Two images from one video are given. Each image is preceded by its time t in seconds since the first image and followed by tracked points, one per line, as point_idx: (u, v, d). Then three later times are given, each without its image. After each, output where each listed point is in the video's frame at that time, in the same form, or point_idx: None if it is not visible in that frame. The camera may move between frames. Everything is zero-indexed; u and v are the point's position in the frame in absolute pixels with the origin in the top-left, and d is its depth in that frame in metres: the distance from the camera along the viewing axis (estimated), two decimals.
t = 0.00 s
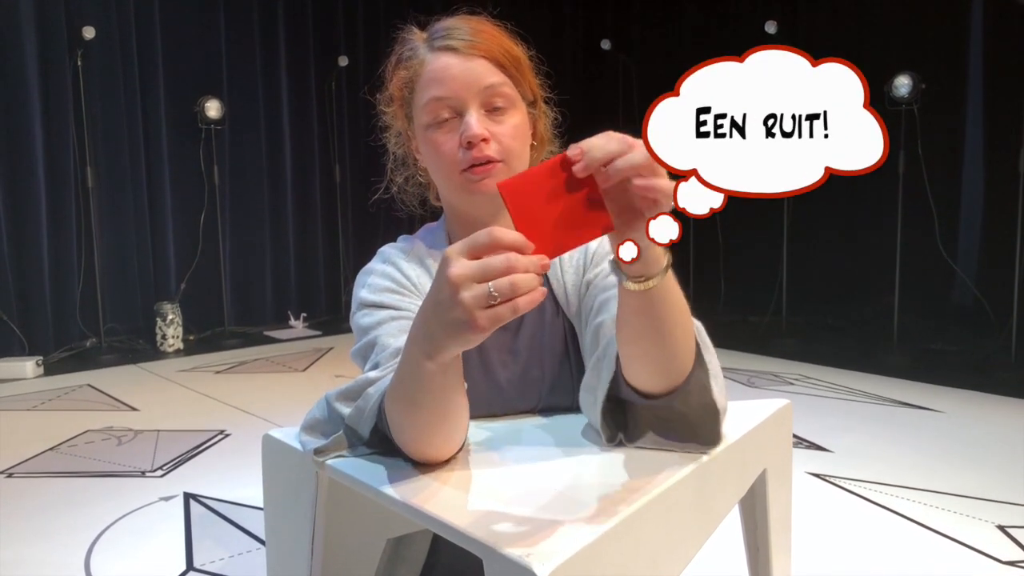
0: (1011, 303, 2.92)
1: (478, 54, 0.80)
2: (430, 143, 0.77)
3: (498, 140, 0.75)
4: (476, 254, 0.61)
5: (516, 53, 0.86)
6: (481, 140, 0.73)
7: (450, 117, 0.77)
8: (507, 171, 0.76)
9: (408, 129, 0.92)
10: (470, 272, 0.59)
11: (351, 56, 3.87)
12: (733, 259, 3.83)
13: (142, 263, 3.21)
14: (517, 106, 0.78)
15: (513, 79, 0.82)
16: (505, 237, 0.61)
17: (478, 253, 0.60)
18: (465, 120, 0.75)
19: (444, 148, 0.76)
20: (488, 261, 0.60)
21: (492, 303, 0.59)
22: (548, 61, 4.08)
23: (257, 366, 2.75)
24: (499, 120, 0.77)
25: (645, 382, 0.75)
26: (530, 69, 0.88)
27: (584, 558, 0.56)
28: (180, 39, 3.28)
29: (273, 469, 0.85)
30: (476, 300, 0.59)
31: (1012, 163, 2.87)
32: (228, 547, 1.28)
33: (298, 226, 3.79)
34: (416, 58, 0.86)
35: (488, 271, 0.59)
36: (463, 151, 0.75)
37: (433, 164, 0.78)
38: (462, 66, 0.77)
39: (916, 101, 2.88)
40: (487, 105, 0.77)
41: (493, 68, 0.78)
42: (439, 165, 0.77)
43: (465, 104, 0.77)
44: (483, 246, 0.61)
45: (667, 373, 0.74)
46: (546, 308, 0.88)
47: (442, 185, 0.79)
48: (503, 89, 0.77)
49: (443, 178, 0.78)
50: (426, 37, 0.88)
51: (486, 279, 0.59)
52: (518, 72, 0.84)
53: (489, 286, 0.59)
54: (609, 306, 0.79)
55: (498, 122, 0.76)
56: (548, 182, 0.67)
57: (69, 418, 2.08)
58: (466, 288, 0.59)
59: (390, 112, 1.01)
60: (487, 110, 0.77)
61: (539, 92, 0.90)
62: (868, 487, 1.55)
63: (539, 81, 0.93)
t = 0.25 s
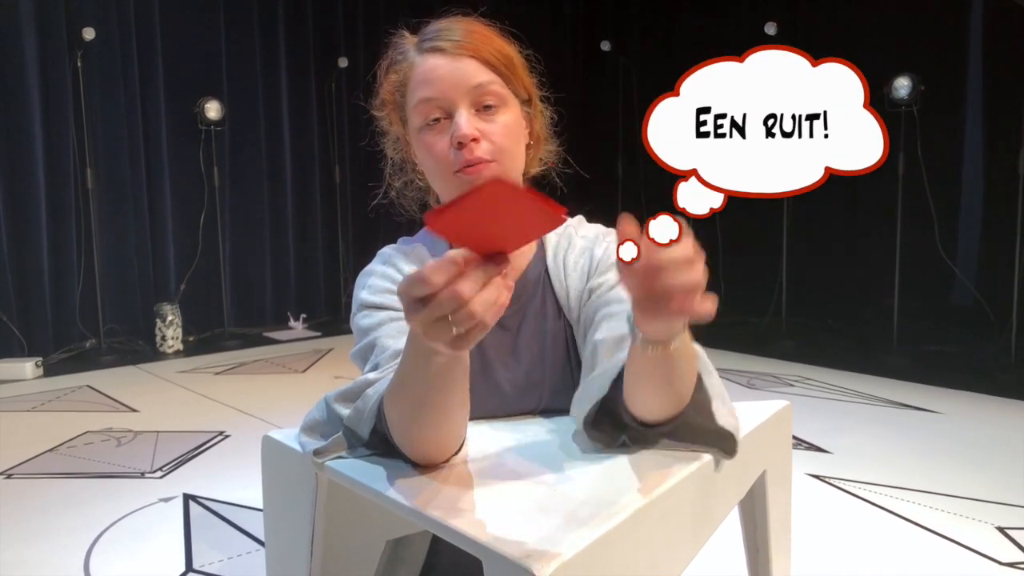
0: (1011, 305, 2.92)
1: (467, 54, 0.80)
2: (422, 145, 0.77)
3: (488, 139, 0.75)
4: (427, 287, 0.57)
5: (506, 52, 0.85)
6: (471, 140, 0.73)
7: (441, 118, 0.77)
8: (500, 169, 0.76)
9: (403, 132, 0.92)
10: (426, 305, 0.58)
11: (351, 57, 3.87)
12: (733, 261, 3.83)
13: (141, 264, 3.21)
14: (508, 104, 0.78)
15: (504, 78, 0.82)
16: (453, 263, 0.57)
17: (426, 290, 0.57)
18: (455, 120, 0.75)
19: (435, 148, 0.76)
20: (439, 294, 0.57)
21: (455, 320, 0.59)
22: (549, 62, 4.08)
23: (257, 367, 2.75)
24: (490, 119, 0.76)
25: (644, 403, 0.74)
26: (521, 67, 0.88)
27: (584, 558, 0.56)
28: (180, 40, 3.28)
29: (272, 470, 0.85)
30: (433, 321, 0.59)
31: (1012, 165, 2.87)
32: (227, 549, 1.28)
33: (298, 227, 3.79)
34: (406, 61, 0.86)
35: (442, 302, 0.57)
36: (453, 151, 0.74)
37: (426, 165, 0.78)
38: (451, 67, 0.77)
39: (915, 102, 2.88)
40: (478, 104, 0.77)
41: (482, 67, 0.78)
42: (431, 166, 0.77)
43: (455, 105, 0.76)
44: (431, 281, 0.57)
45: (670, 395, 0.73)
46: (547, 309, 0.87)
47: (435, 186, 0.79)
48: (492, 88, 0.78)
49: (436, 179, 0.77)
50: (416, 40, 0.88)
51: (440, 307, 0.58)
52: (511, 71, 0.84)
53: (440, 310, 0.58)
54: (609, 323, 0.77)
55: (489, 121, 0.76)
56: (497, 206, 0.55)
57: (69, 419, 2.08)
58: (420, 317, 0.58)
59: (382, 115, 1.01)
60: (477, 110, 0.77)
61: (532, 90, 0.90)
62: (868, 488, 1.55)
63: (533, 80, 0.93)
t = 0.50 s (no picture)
0: (1010, 306, 2.92)
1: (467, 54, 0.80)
2: (423, 147, 0.78)
3: (488, 140, 0.75)
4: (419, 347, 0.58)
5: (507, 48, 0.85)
6: (470, 141, 0.74)
7: (441, 119, 0.78)
8: (500, 170, 0.77)
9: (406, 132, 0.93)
10: (423, 363, 0.59)
11: (351, 58, 3.87)
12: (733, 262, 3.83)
13: (142, 264, 3.21)
14: (507, 102, 0.79)
15: (506, 73, 0.81)
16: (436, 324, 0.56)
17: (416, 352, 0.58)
18: (455, 121, 0.76)
19: (436, 150, 0.77)
20: (428, 350, 0.58)
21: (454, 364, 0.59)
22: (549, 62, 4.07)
23: (257, 368, 2.75)
24: (489, 119, 0.77)
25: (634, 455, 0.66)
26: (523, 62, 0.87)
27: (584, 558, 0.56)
28: (181, 41, 3.28)
29: (272, 470, 0.84)
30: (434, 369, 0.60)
31: (1011, 166, 2.87)
32: (228, 549, 1.28)
33: (298, 227, 3.79)
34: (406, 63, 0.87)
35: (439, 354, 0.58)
36: (454, 152, 0.75)
37: (427, 166, 0.79)
38: (449, 67, 0.77)
39: (915, 103, 2.88)
40: (477, 105, 0.77)
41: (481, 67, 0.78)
42: (431, 168, 0.78)
43: (454, 106, 0.77)
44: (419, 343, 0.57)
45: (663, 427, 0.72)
46: (550, 312, 0.88)
47: (437, 187, 0.80)
48: (492, 88, 0.78)
49: (437, 180, 0.79)
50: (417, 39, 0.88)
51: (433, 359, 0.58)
52: (513, 66, 0.83)
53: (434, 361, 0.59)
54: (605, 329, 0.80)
55: (488, 121, 0.77)
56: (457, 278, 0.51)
57: (69, 420, 2.08)
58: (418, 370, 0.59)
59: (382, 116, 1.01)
60: (477, 110, 0.77)
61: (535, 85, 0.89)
62: (867, 489, 1.55)
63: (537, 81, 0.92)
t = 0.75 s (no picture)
0: (1010, 306, 2.92)
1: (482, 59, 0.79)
2: (433, 152, 0.78)
3: (499, 151, 0.76)
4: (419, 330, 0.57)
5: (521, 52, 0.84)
6: (482, 153, 0.75)
7: (452, 126, 0.77)
8: (508, 180, 0.77)
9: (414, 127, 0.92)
10: (423, 348, 0.59)
11: (351, 58, 3.86)
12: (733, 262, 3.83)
13: (141, 264, 3.21)
14: (520, 112, 0.78)
15: (520, 80, 0.80)
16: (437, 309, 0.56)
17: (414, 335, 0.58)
18: (466, 131, 0.76)
19: (445, 157, 0.77)
20: (428, 334, 0.57)
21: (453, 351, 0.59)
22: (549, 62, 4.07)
23: (257, 368, 2.75)
24: (500, 129, 0.77)
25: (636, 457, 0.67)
26: (537, 67, 0.86)
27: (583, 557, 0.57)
28: (181, 41, 3.28)
29: (272, 470, 0.84)
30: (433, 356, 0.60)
31: (1011, 166, 2.88)
32: (228, 550, 1.28)
33: (298, 227, 3.79)
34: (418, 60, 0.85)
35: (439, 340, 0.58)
36: (464, 162, 0.75)
37: (436, 171, 0.79)
38: (463, 76, 0.76)
39: (915, 104, 2.88)
40: (489, 114, 0.77)
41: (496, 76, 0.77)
42: (441, 174, 0.78)
43: (466, 114, 0.76)
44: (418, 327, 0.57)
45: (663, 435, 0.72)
46: (551, 314, 0.87)
47: (444, 191, 0.80)
48: (506, 98, 0.77)
49: (446, 186, 0.79)
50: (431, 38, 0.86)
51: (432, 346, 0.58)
52: (527, 72, 0.82)
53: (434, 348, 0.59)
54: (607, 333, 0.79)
55: (500, 131, 0.77)
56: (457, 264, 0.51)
57: (68, 420, 2.08)
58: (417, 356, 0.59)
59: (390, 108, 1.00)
60: (489, 119, 0.77)
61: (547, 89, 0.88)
62: (867, 489, 1.55)
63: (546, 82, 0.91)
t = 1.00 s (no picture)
0: (1010, 306, 2.92)
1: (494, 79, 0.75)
2: (438, 171, 0.76)
3: (504, 180, 0.74)
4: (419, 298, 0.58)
5: (531, 68, 0.81)
6: (487, 182, 0.73)
7: (458, 147, 0.75)
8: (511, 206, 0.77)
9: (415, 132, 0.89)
10: (422, 316, 0.59)
11: (351, 59, 3.86)
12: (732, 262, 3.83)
13: (141, 265, 3.21)
14: (529, 137, 0.76)
15: (530, 102, 0.78)
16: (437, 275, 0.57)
17: (415, 303, 0.58)
18: (472, 156, 0.74)
19: (450, 179, 0.75)
20: (429, 301, 0.58)
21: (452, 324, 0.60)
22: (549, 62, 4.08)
23: (256, 368, 2.75)
24: (507, 154, 0.75)
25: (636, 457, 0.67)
26: (547, 83, 0.83)
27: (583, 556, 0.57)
28: (181, 41, 3.28)
29: (273, 470, 0.84)
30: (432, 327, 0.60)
31: (1011, 166, 2.88)
32: (227, 550, 1.28)
33: (298, 227, 3.79)
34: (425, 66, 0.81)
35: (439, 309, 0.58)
36: (469, 188, 0.74)
37: (440, 189, 0.77)
38: (472, 100, 0.74)
39: (915, 103, 2.88)
40: (498, 139, 0.75)
41: (506, 100, 0.74)
42: (444, 194, 0.77)
43: (473, 138, 0.74)
44: (418, 294, 0.57)
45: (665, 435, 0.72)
46: (551, 317, 0.87)
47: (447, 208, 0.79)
48: (515, 124, 0.75)
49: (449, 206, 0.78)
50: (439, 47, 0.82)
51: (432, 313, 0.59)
52: (538, 92, 0.79)
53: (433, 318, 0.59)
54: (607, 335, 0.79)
55: (506, 158, 0.75)
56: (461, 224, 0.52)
57: (68, 420, 2.08)
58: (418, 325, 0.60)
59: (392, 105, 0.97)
60: (496, 143, 0.75)
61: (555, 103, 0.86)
62: (867, 489, 1.55)
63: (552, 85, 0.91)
